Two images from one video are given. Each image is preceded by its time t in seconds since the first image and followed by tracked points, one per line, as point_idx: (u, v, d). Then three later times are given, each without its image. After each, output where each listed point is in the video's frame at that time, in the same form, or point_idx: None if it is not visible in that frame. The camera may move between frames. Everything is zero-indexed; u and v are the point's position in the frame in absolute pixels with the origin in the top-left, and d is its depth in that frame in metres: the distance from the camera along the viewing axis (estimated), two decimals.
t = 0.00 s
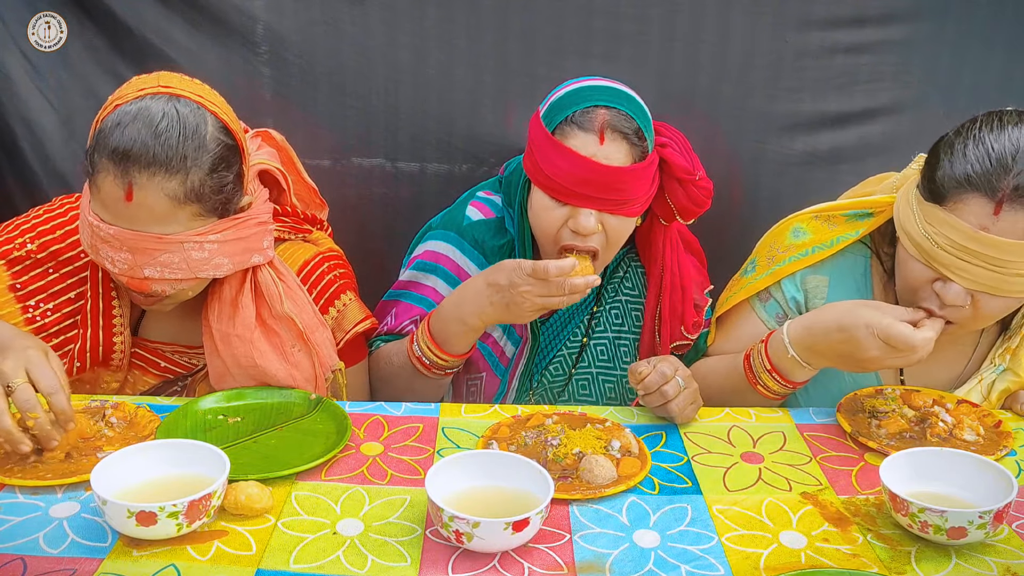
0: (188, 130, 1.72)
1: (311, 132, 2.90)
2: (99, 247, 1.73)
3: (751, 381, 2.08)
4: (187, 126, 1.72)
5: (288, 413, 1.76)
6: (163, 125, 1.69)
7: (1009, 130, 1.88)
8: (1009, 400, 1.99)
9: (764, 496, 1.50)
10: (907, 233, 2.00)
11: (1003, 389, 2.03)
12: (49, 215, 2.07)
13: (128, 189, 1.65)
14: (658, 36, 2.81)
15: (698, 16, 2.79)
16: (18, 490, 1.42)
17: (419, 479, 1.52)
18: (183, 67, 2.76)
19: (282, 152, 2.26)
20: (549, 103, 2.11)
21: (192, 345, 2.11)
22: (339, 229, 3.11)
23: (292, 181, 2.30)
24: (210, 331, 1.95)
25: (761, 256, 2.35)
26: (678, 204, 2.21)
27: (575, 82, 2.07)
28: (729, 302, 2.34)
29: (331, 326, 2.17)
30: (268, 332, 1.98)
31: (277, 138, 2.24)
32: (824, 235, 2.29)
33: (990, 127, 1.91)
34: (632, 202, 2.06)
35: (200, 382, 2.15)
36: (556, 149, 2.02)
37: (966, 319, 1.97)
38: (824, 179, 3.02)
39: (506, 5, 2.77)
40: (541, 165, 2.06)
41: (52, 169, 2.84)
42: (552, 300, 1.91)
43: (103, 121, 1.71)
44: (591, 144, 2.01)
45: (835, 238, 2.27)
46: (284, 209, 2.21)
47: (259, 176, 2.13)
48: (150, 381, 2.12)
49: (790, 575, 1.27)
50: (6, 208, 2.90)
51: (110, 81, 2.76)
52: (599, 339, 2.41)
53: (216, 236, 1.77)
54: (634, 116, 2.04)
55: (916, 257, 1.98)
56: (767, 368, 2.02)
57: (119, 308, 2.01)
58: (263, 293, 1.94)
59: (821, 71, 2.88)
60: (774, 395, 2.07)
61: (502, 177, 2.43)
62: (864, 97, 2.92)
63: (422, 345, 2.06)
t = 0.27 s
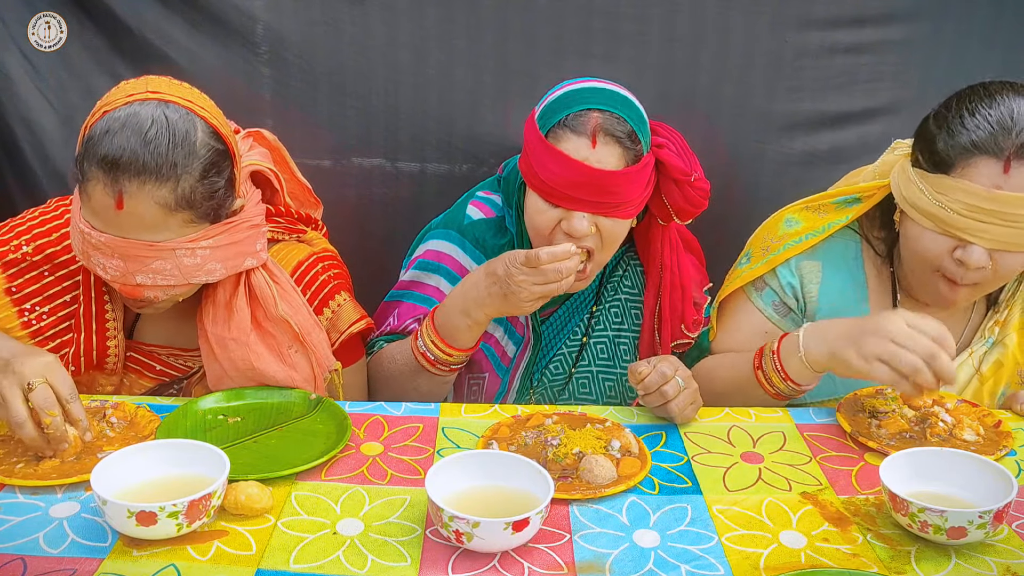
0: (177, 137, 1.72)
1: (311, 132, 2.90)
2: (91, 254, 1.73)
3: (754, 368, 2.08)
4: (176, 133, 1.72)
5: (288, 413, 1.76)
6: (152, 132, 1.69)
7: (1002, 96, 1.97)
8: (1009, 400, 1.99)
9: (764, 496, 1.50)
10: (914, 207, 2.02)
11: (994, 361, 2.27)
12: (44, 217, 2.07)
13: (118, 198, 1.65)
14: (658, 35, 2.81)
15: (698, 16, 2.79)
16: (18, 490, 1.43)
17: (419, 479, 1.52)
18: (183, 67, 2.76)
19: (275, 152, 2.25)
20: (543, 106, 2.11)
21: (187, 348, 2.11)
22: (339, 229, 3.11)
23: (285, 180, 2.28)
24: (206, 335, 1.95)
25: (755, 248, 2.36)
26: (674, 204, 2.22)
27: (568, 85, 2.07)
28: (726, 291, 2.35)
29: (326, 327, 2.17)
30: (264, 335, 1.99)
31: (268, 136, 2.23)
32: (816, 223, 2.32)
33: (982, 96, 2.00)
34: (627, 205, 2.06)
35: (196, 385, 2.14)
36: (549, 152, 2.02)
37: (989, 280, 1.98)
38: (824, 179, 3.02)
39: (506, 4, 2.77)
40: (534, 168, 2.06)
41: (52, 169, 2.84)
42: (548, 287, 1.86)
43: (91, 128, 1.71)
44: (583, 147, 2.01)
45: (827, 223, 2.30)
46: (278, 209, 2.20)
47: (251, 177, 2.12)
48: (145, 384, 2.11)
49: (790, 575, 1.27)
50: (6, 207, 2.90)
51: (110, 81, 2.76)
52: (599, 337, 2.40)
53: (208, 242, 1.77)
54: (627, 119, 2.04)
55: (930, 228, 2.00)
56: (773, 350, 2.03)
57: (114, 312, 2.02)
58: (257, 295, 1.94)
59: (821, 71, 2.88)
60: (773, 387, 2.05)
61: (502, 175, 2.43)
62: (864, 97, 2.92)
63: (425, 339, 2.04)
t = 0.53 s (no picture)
0: (174, 135, 1.72)
1: (311, 132, 2.90)
2: (88, 252, 1.72)
3: (770, 363, 2.07)
4: (174, 131, 1.72)
5: (288, 413, 1.76)
6: (149, 129, 1.70)
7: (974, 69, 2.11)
8: (1009, 400, 1.99)
9: (764, 496, 1.50)
10: (908, 178, 2.11)
11: (978, 333, 2.35)
12: (46, 214, 2.07)
13: (115, 194, 1.65)
14: (658, 35, 2.81)
15: (698, 16, 2.79)
16: (18, 490, 1.43)
17: (419, 479, 1.52)
18: (184, 67, 2.76)
19: (274, 151, 2.24)
20: (546, 98, 2.12)
21: (187, 346, 2.11)
22: (339, 229, 3.11)
23: (283, 178, 2.26)
24: (205, 334, 1.95)
25: (748, 243, 2.40)
26: (673, 197, 2.21)
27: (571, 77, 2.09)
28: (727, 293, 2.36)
29: (325, 325, 2.18)
30: (263, 334, 1.99)
31: (266, 134, 2.22)
32: (805, 212, 2.37)
33: (956, 71, 2.13)
34: (629, 195, 2.06)
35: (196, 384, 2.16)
36: (551, 141, 2.02)
37: (989, 237, 2.08)
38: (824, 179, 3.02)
39: (506, 4, 2.77)
40: (537, 158, 2.06)
41: (53, 168, 2.84)
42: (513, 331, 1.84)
43: (90, 125, 1.72)
44: (587, 136, 2.01)
45: (816, 210, 2.35)
46: (276, 207, 2.19)
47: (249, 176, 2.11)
48: (145, 381, 2.12)
49: (790, 575, 1.27)
50: (7, 207, 2.90)
51: (110, 81, 2.76)
52: (597, 333, 2.41)
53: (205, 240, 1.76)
54: (630, 110, 2.05)
55: (927, 195, 2.08)
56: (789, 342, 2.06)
57: (114, 311, 2.02)
58: (255, 294, 1.94)
59: (821, 71, 2.88)
60: (787, 383, 2.04)
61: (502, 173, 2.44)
62: (864, 97, 2.92)
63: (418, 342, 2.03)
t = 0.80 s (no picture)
0: (186, 130, 1.72)
1: (311, 131, 2.90)
2: (96, 246, 1.73)
3: (777, 374, 2.11)
4: (186, 127, 1.72)
5: (288, 413, 1.76)
6: (162, 124, 1.70)
7: (963, 66, 2.18)
8: (1009, 400, 1.99)
9: (764, 496, 1.50)
10: (902, 172, 2.18)
11: (965, 314, 2.41)
12: (46, 214, 2.07)
13: (126, 188, 1.65)
14: (658, 35, 2.81)
15: (698, 16, 2.79)
16: (18, 490, 1.43)
17: (419, 479, 1.53)
18: (183, 67, 2.76)
19: (280, 152, 2.26)
20: (552, 92, 2.12)
21: (190, 345, 2.12)
22: (340, 230, 3.11)
23: (291, 182, 2.29)
24: (208, 331, 1.96)
25: (745, 237, 2.46)
26: (675, 194, 2.21)
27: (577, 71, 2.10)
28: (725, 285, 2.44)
29: (329, 325, 2.19)
30: (265, 333, 1.98)
31: (274, 137, 2.24)
32: (798, 206, 2.45)
33: (945, 68, 2.20)
34: (634, 186, 2.05)
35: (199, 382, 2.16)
36: (557, 132, 2.03)
37: (977, 228, 2.18)
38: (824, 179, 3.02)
39: (506, 4, 2.77)
40: (543, 150, 2.07)
41: (53, 168, 2.84)
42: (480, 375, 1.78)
43: (102, 119, 1.72)
44: (591, 128, 2.02)
45: (810, 203, 2.43)
46: (281, 208, 2.20)
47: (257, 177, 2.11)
48: (148, 380, 2.13)
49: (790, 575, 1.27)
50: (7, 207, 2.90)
51: (110, 81, 2.76)
52: (598, 330, 2.40)
53: (213, 236, 1.77)
54: (635, 104, 2.05)
55: (921, 189, 2.16)
56: (796, 358, 2.06)
57: (114, 306, 2.03)
58: (259, 292, 1.94)
59: (821, 71, 2.88)
60: (792, 393, 2.08)
61: (504, 171, 2.43)
62: (864, 97, 2.92)
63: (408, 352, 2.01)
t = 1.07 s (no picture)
0: (182, 130, 1.73)
1: (311, 132, 2.90)
2: (90, 246, 1.72)
3: (784, 358, 2.12)
4: (182, 127, 1.73)
5: (288, 413, 1.76)
6: (157, 125, 1.71)
7: (955, 67, 2.18)
8: (1009, 399, 1.99)
9: (764, 496, 1.50)
10: (892, 172, 2.18)
11: (959, 308, 2.41)
12: (41, 216, 2.08)
13: (121, 188, 1.65)
14: (658, 35, 2.81)
15: (698, 16, 2.79)
16: (18, 490, 1.43)
17: (419, 479, 1.53)
18: (183, 67, 2.76)
19: (277, 154, 2.24)
20: (555, 88, 2.13)
21: (186, 347, 2.11)
22: (340, 230, 3.10)
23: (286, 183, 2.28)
24: (205, 334, 1.95)
25: (741, 233, 2.46)
26: (678, 191, 2.21)
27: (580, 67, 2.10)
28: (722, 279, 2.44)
29: (324, 326, 2.17)
30: (263, 335, 1.98)
31: (271, 138, 2.21)
32: (794, 204, 2.45)
33: (937, 69, 2.20)
34: (636, 180, 2.05)
35: (194, 384, 2.14)
36: (561, 126, 2.03)
37: (963, 227, 2.18)
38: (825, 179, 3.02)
39: (506, 5, 2.77)
40: (546, 144, 2.07)
41: (53, 168, 2.84)
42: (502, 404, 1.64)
43: (96, 121, 1.72)
44: (595, 122, 2.02)
45: (806, 203, 2.43)
46: (277, 209, 2.21)
47: (253, 177, 2.11)
48: (144, 382, 2.11)
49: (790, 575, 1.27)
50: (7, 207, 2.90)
51: (110, 81, 2.76)
52: (598, 326, 2.40)
53: (208, 238, 1.77)
54: (638, 99, 2.06)
55: (909, 189, 2.16)
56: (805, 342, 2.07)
57: (104, 308, 2.00)
58: (256, 293, 1.94)
59: (821, 71, 2.88)
60: (800, 378, 2.08)
61: (509, 168, 2.46)
62: (864, 97, 2.92)
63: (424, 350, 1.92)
